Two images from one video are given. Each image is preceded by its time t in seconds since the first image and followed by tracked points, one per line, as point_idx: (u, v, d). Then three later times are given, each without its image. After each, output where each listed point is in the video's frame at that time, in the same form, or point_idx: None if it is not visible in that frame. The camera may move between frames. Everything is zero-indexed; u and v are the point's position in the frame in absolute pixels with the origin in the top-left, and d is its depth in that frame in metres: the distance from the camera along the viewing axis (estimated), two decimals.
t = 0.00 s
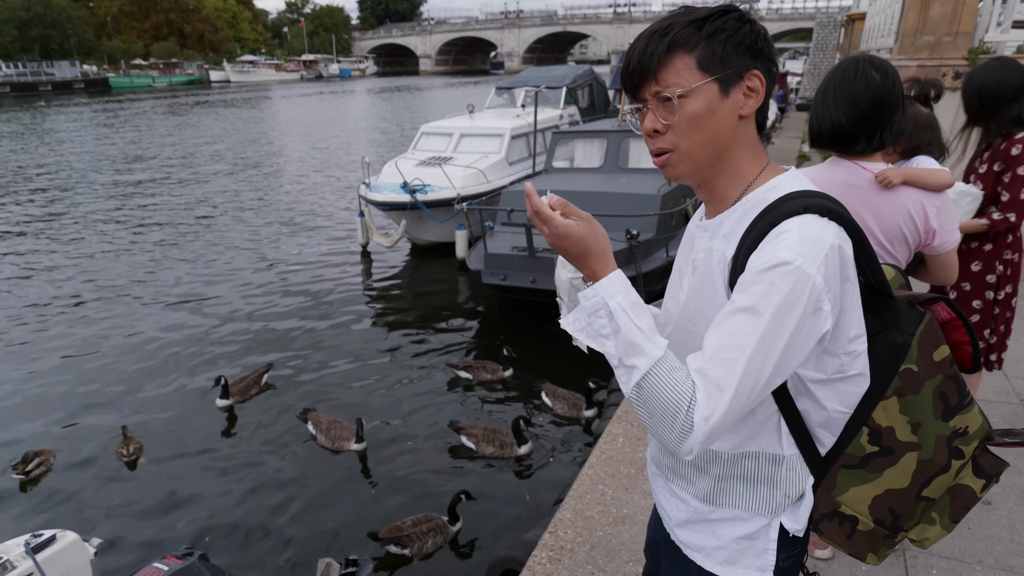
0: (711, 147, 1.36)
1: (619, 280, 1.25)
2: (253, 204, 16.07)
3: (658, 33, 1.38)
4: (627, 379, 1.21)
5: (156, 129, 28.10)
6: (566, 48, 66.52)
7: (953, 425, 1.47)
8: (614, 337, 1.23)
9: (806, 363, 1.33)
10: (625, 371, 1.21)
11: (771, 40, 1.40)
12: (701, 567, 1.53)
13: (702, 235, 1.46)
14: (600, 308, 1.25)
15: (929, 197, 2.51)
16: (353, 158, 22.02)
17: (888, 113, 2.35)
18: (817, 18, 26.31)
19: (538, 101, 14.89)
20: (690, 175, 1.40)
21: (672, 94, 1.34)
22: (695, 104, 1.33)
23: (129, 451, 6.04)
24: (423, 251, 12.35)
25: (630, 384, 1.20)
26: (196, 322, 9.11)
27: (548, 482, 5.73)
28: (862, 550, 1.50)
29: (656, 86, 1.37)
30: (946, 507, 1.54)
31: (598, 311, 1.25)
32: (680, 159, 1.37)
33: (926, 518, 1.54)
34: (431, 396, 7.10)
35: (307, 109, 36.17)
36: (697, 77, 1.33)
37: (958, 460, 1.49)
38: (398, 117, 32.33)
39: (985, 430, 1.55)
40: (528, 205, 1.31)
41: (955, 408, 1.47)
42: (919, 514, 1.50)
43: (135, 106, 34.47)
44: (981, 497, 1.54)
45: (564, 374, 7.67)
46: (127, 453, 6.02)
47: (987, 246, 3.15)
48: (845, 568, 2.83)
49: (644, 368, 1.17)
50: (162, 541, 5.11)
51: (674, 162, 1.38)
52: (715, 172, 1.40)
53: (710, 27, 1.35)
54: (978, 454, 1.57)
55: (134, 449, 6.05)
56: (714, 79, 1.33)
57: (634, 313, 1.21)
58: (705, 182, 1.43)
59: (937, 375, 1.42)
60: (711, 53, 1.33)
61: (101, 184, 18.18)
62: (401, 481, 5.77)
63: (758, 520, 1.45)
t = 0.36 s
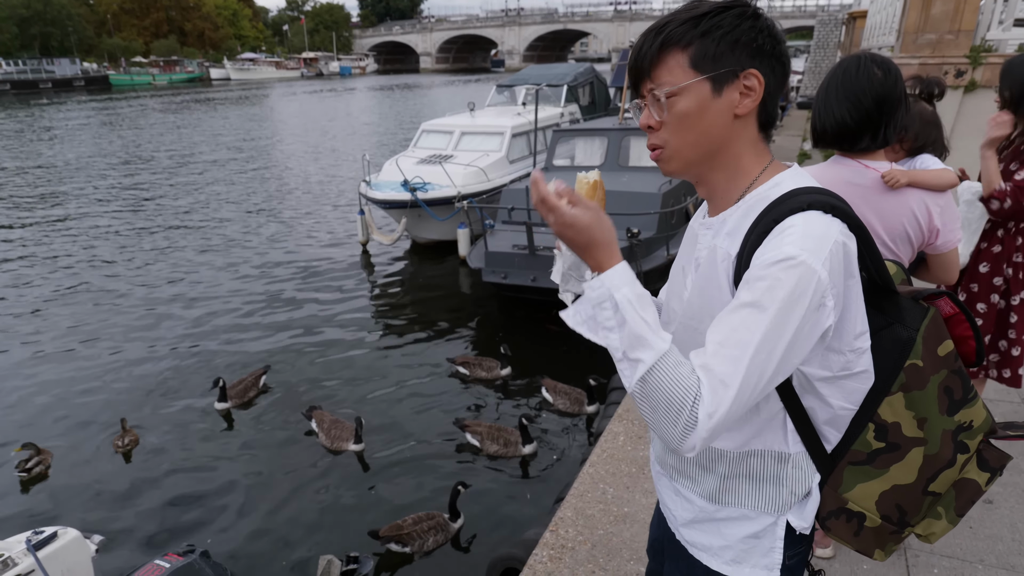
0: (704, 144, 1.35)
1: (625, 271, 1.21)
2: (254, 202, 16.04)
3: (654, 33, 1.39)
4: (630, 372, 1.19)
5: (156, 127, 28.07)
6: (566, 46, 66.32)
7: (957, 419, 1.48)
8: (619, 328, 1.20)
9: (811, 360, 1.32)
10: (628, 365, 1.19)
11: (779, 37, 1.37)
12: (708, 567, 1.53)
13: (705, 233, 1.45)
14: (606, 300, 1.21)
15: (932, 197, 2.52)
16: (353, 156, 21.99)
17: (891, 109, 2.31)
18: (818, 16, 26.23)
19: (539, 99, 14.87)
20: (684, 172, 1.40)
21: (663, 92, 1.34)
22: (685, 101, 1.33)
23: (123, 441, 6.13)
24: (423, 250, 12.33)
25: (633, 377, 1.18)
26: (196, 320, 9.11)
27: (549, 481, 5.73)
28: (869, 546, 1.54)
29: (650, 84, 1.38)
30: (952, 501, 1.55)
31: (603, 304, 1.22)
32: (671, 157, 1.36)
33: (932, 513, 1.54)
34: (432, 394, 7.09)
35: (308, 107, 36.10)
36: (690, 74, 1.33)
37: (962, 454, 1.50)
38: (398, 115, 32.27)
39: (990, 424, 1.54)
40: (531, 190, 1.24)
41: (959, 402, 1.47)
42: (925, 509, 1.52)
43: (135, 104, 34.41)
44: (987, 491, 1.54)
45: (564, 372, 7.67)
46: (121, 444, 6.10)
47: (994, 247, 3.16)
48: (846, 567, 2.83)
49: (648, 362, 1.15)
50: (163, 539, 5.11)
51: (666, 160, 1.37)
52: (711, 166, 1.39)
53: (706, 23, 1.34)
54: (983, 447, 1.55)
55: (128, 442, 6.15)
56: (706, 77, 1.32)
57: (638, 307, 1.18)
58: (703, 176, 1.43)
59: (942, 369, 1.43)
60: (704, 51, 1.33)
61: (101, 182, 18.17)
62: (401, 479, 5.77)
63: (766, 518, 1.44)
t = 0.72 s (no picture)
0: (699, 146, 1.36)
1: (642, 340, 1.20)
2: (254, 199, 16.03)
3: (649, 36, 1.40)
4: (673, 433, 1.19)
5: (156, 124, 28.05)
6: (567, 44, 66.22)
7: (960, 433, 1.48)
8: (650, 398, 1.18)
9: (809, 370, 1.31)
10: (670, 427, 1.18)
11: (781, 35, 1.33)
12: (701, 566, 1.53)
13: (702, 234, 1.44)
14: (630, 375, 1.20)
15: (935, 200, 2.50)
16: (353, 153, 21.96)
17: (891, 108, 2.30)
18: (819, 14, 26.23)
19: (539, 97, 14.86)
20: (682, 172, 1.41)
21: (656, 95, 1.37)
22: (677, 105, 1.35)
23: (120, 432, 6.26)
24: (423, 248, 12.32)
25: (678, 437, 1.18)
26: (196, 318, 9.10)
27: (549, 480, 5.73)
28: (865, 554, 1.53)
29: (647, 87, 1.40)
30: (953, 514, 1.54)
31: (628, 378, 1.20)
32: (668, 158, 1.39)
33: (931, 525, 1.54)
34: (432, 392, 7.09)
35: (308, 105, 36.05)
36: (681, 77, 1.34)
37: (965, 468, 1.49)
38: (399, 113, 32.25)
39: (996, 438, 1.54)
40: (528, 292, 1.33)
41: (963, 415, 1.47)
42: (923, 521, 1.51)
43: (136, 101, 34.38)
44: (989, 506, 1.54)
45: (565, 370, 7.66)
46: (118, 434, 6.24)
47: (982, 228, 3.21)
48: (847, 568, 2.83)
49: (689, 424, 1.15)
50: (162, 536, 5.11)
51: (664, 159, 1.40)
52: (709, 169, 1.40)
53: (699, 24, 1.33)
54: (988, 462, 1.55)
55: (126, 430, 6.31)
56: (697, 80, 1.33)
57: (663, 372, 1.17)
58: (702, 178, 1.43)
59: (945, 382, 1.43)
60: (695, 54, 1.33)
61: (101, 179, 18.16)
62: (401, 477, 5.77)
63: (758, 522, 1.43)
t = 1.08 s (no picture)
0: (709, 148, 1.35)
1: (634, 335, 1.21)
2: (253, 199, 16.01)
3: (659, 33, 1.38)
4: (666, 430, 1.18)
5: (156, 123, 28.03)
6: (568, 45, 66.22)
7: (963, 440, 1.47)
8: (641, 393, 1.19)
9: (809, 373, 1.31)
10: (662, 423, 1.18)
11: (788, 37, 1.34)
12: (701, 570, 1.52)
13: (705, 236, 1.44)
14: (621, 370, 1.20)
15: (934, 206, 2.50)
16: (353, 153, 21.96)
17: (900, 110, 2.31)
18: (820, 16, 26.25)
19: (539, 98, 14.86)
20: (689, 173, 1.40)
21: (665, 94, 1.35)
22: (688, 105, 1.33)
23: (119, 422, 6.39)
24: (422, 248, 12.31)
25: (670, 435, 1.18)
26: (195, 317, 9.09)
27: (547, 481, 5.72)
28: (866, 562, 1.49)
29: (654, 86, 1.39)
30: (956, 522, 1.52)
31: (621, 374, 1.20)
32: (676, 159, 1.38)
33: (933, 532, 1.53)
34: (430, 392, 7.09)
35: (308, 104, 36.04)
36: (691, 77, 1.33)
37: (968, 475, 1.47)
38: (399, 112, 32.24)
39: (999, 445, 1.52)
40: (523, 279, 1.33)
41: (966, 422, 1.46)
42: (925, 529, 1.49)
43: (136, 100, 34.35)
44: (993, 515, 1.52)
45: (563, 371, 7.66)
46: (116, 426, 6.36)
47: (972, 244, 3.21)
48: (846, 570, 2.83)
49: (682, 419, 1.14)
50: (160, 536, 5.10)
51: (669, 159, 1.39)
52: (716, 170, 1.39)
53: (711, 24, 1.32)
54: (992, 470, 1.54)
55: (124, 422, 6.41)
56: (710, 79, 1.32)
57: (657, 366, 1.18)
58: (708, 178, 1.42)
59: (947, 388, 1.42)
60: (708, 53, 1.31)
61: (101, 178, 18.16)
62: (400, 477, 5.76)
63: (758, 526, 1.43)
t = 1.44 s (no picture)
0: (713, 153, 1.34)
1: (647, 385, 1.16)
2: (254, 199, 16.00)
3: (663, 30, 1.34)
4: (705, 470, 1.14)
5: (156, 123, 28.03)
6: (569, 48, 66.23)
7: (963, 427, 1.47)
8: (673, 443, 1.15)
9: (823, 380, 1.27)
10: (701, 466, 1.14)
11: (794, 40, 1.33)
12: (711, 573, 1.52)
13: (707, 244, 1.43)
14: (642, 421, 1.17)
15: (940, 209, 2.49)
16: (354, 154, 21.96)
17: (911, 113, 2.31)
18: (821, 20, 26.23)
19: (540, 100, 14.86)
20: (691, 179, 1.39)
21: (672, 98, 1.32)
22: (694, 110, 1.31)
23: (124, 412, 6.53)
24: (423, 249, 12.30)
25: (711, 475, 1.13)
26: (195, 317, 9.09)
27: (547, 482, 5.72)
28: (877, 552, 1.54)
29: (658, 89, 1.36)
30: (957, 506, 1.56)
31: (643, 426, 1.17)
32: (679, 164, 1.36)
33: (937, 518, 1.55)
34: (430, 394, 7.08)
35: (309, 105, 36.06)
36: (700, 81, 1.31)
37: (967, 460, 1.50)
38: (400, 114, 32.25)
39: (994, 429, 1.55)
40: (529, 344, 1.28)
41: (965, 410, 1.46)
42: (932, 515, 1.51)
43: (137, 100, 34.35)
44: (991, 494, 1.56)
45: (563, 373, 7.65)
46: (122, 414, 6.51)
47: (1002, 253, 3.11)
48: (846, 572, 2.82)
49: (718, 459, 1.09)
50: (159, 535, 5.10)
51: (674, 167, 1.37)
52: (719, 175, 1.38)
53: (719, 25, 1.30)
54: (988, 452, 1.57)
55: (130, 412, 6.57)
56: (718, 84, 1.30)
57: (677, 415, 1.13)
58: (709, 183, 1.41)
59: (948, 380, 1.41)
60: (716, 56, 1.29)
61: (102, 178, 18.15)
62: (400, 478, 5.76)
63: (771, 529, 1.41)
